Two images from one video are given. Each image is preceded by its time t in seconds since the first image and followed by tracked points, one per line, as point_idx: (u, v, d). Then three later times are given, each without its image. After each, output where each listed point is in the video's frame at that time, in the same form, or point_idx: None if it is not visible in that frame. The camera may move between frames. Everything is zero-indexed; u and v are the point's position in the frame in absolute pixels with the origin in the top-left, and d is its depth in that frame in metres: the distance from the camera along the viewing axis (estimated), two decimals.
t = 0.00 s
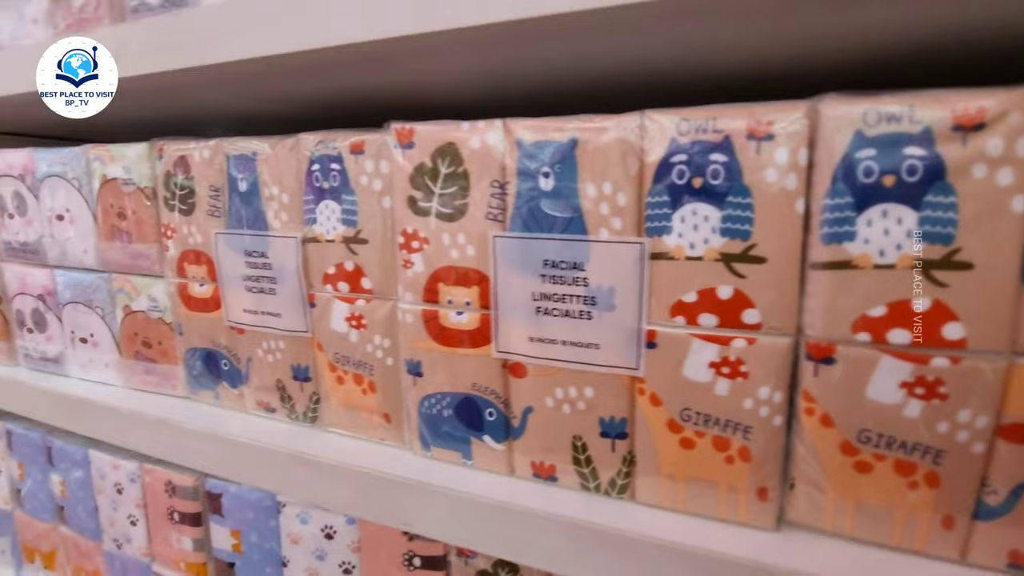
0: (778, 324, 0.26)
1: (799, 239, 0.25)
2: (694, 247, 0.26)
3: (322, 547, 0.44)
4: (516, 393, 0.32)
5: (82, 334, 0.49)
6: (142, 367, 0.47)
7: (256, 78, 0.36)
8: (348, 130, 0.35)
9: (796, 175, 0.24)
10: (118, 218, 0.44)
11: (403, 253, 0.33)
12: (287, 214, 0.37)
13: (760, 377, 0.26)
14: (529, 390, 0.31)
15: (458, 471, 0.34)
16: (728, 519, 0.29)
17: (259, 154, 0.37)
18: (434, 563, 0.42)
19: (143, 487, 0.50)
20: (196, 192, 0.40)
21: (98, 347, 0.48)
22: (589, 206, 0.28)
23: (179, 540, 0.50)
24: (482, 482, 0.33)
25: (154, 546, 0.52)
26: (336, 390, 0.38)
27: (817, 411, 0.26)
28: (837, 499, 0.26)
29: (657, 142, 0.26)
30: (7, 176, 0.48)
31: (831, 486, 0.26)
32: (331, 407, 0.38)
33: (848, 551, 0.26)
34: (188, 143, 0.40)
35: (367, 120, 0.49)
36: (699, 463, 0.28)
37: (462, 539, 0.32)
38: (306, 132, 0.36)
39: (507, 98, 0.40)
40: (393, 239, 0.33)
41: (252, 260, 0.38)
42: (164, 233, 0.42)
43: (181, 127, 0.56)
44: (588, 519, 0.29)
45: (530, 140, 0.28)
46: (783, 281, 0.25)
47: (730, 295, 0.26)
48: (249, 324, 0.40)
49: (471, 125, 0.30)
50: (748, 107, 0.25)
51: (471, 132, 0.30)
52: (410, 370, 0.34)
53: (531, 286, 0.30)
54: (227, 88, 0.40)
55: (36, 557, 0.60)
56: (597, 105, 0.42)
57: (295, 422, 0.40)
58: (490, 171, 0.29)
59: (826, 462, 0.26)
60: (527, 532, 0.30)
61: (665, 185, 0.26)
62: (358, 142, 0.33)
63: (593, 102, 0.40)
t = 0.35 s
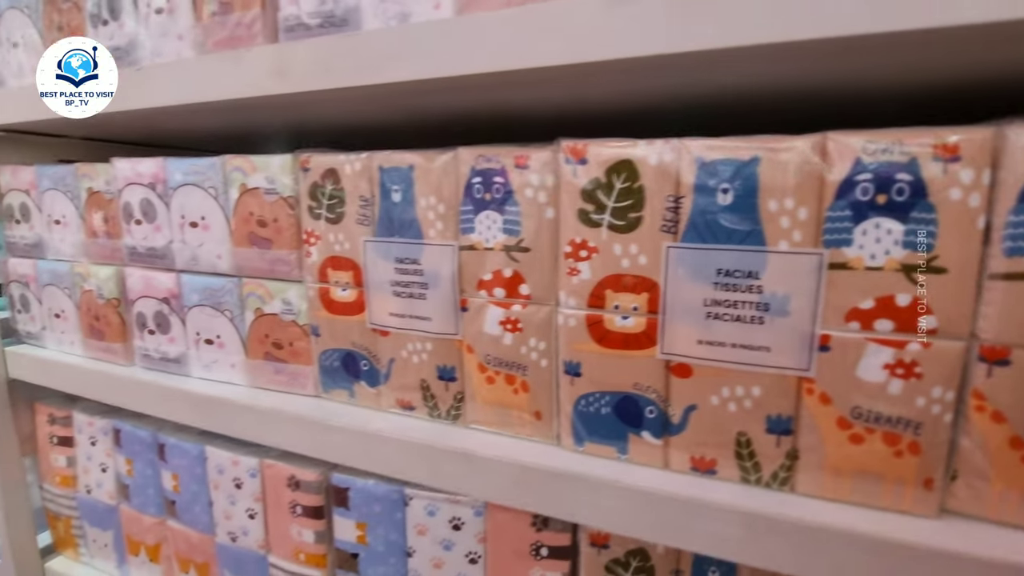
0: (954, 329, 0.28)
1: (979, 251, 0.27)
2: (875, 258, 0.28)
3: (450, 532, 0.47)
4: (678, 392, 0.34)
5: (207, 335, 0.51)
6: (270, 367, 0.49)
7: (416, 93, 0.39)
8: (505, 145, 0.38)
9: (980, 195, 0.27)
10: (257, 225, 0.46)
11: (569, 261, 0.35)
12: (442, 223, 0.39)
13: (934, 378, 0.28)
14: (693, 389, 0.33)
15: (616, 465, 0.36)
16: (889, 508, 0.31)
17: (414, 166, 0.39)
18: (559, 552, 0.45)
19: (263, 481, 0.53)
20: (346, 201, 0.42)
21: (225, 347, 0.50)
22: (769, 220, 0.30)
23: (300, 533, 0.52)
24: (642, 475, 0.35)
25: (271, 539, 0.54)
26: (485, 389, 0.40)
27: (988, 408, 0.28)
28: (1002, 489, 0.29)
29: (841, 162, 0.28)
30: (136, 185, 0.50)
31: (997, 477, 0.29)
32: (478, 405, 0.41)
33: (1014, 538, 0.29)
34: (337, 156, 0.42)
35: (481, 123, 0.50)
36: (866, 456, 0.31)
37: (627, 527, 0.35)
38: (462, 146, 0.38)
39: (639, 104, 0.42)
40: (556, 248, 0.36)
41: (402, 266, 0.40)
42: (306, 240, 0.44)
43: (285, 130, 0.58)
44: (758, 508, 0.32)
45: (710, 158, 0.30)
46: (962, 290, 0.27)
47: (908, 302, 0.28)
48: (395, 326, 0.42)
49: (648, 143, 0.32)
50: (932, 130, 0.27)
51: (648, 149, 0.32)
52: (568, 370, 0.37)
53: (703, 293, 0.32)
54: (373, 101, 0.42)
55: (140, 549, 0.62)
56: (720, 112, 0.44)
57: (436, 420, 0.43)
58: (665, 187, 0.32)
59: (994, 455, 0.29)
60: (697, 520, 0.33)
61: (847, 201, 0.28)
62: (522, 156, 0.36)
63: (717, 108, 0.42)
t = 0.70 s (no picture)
0: None
1: None
2: (991, 234, 0.33)
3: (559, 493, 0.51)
4: (802, 354, 0.39)
5: (330, 315, 0.55)
6: (392, 344, 0.53)
7: (555, 90, 0.43)
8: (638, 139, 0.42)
9: None
10: (388, 211, 0.50)
11: (702, 240, 0.39)
12: (577, 208, 0.43)
13: None
14: (817, 352, 0.38)
15: (741, 423, 0.41)
16: (994, 453, 0.35)
17: (552, 157, 0.43)
18: (664, 510, 0.49)
19: (376, 450, 0.57)
20: (481, 188, 0.46)
21: (347, 326, 0.55)
22: (896, 201, 0.35)
23: (413, 497, 0.56)
24: (768, 430, 0.40)
25: (382, 505, 0.58)
26: (611, 357, 0.45)
27: None
28: None
29: (962, 150, 0.33)
30: (265, 176, 0.54)
31: None
32: (603, 373, 0.45)
33: None
34: (473, 147, 0.46)
35: (584, 116, 0.55)
36: (976, 408, 0.35)
37: (758, 476, 0.39)
38: (596, 140, 0.43)
39: (746, 98, 0.46)
40: (688, 228, 0.41)
41: (536, 247, 0.45)
42: (437, 226, 0.48)
43: (387, 123, 0.62)
44: (881, 455, 0.36)
45: (843, 148, 0.35)
46: None
47: (1021, 271, 0.33)
48: (525, 302, 0.46)
49: (784, 135, 0.37)
50: None
51: (786, 140, 0.37)
52: (696, 338, 0.41)
53: (833, 266, 0.36)
54: (506, 98, 0.46)
55: (244, 520, 0.65)
56: (816, 104, 0.48)
57: (561, 387, 0.47)
58: (800, 173, 0.36)
59: None
60: (825, 467, 0.37)
61: (968, 184, 0.33)
62: (660, 147, 0.40)
63: (811, 102, 0.47)
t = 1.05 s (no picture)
0: None
1: None
2: None
3: (621, 500, 0.54)
4: (868, 367, 0.40)
5: (395, 327, 0.57)
6: (457, 355, 0.56)
7: (623, 115, 0.46)
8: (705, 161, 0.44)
9: None
10: (458, 229, 0.53)
11: (770, 258, 0.41)
12: (645, 227, 0.46)
13: None
14: (882, 365, 0.40)
15: (805, 432, 0.43)
16: None
17: (621, 179, 0.46)
18: (723, 515, 0.51)
19: (439, 457, 0.60)
20: (550, 207, 0.49)
21: (412, 338, 0.57)
22: (963, 223, 0.37)
23: (475, 501, 0.59)
24: (832, 438, 0.42)
25: (443, 508, 0.61)
26: (677, 369, 0.47)
27: None
28: None
29: None
30: (334, 194, 0.57)
31: None
32: (667, 384, 0.48)
33: None
34: (542, 168, 0.49)
35: (641, 135, 0.57)
36: None
37: (822, 483, 0.41)
38: (663, 162, 0.45)
39: (806, 120, 0.48)
40: (755, 247, 0.43)
41: (603, 264, 0.47)
42: (505, 242, 0.51)
43: (445, 141, 0.64)
44: (947, 464, 0.38)
45: (910, 173, 0.37)
46: None
47: None
48: (591, 316, 0.48)
49: (853, 160, 0.39)
50: None
51: (854, 165, 0.39)
52: (762, 351, 0.43)
53: (900, 284, 0.38)
54: (573, 121, 0.48)
55: (305, 523, 0.68)
56: (872, 124, 0.50)
57: (624, 397, 0.49)
58: (868, 196, 0.38)
59: None
60: (890, 475, 0.39)
61: None
62: (729, 169, 0.42)
63: (866, 123, 0.49)
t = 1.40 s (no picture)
0: None
1: None
2: None
3: (673, 506, 0.55)
4: (931, 380, 0.40)
5: (453, 335, 0.60)
6: (512, 362, 0.58)
7: (678, 131, 0.47)
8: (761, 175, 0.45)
9: None
10: (514, 242, 0.55)
11: (830, 271, 0.42)
12: (701, 240, 0.47)
13: None
14: (947, 378, 0.40)
15: (866, 444, 0.43)
16: None
17: (676, 193, 0.47)
18: (779, 523, 0.52)
19: (494, 460, 0.62)
20: (605, 222, 0.50)
21: (469, 346, 0.60)
22: None
23: (529, 503, 0.61)
24: (894, 450, 0.41)
25: (498, 509, 0.63)
26: (733, 379, 0.48)
27: None
28: None
29: None
30: (395, 210, 0.61)
31: None
32: (722, 393, 0.48)
33: None
34: (597, 183, 0.51)
35: (692, 147, 0.58)
36: None
37: (883, 494, 0.41)
38: (719, 176, 0.46)
39: (864, 131, 0.48)
40: (814, 259, 0.43)
41: (658, 276, 0.48)
42: (561, 255, 0.53)
43: (495, 155, 0.66)
44: (1017, 479, 0.37)
45: (977, 185, 0.37)
46: None
47: None
48: (646, 327, 0.50)
49: (916, 172, 0.39)
50: None
51: (918, 178, 0.39)
52: (821, 363, 0.43)
53: (966, 297, 0.38)
54: (628, 136, 0.50)
55: (365, 520, 0.72)
56: (933, 134, 0.49)
57: (678, 405, 0.50)
58: (932, 209, 0.38)
59: None
60: (955, 489, 0.39)
61: None
62: (787, 183, 0.43)
63: (927, 134, 0.49)
